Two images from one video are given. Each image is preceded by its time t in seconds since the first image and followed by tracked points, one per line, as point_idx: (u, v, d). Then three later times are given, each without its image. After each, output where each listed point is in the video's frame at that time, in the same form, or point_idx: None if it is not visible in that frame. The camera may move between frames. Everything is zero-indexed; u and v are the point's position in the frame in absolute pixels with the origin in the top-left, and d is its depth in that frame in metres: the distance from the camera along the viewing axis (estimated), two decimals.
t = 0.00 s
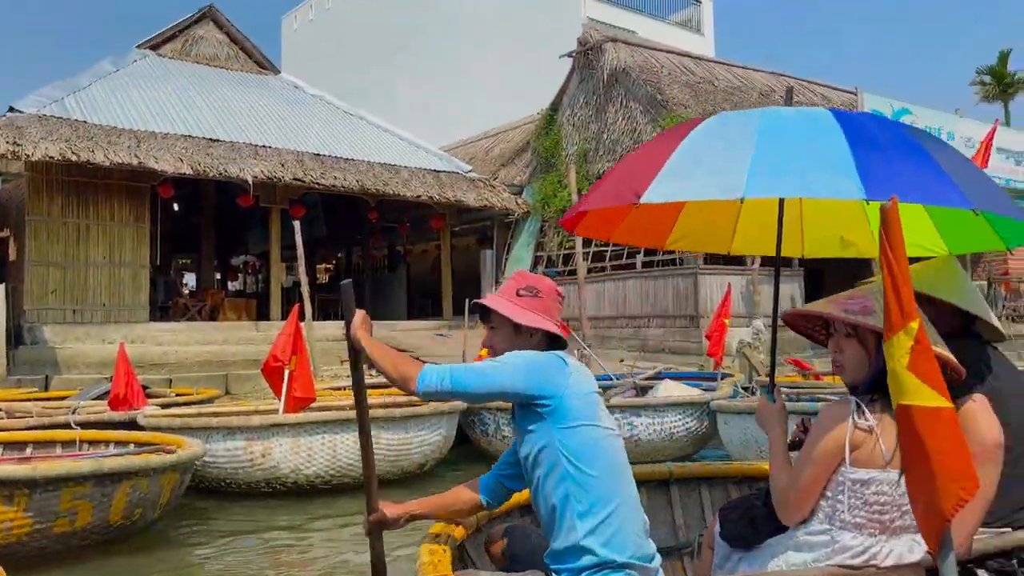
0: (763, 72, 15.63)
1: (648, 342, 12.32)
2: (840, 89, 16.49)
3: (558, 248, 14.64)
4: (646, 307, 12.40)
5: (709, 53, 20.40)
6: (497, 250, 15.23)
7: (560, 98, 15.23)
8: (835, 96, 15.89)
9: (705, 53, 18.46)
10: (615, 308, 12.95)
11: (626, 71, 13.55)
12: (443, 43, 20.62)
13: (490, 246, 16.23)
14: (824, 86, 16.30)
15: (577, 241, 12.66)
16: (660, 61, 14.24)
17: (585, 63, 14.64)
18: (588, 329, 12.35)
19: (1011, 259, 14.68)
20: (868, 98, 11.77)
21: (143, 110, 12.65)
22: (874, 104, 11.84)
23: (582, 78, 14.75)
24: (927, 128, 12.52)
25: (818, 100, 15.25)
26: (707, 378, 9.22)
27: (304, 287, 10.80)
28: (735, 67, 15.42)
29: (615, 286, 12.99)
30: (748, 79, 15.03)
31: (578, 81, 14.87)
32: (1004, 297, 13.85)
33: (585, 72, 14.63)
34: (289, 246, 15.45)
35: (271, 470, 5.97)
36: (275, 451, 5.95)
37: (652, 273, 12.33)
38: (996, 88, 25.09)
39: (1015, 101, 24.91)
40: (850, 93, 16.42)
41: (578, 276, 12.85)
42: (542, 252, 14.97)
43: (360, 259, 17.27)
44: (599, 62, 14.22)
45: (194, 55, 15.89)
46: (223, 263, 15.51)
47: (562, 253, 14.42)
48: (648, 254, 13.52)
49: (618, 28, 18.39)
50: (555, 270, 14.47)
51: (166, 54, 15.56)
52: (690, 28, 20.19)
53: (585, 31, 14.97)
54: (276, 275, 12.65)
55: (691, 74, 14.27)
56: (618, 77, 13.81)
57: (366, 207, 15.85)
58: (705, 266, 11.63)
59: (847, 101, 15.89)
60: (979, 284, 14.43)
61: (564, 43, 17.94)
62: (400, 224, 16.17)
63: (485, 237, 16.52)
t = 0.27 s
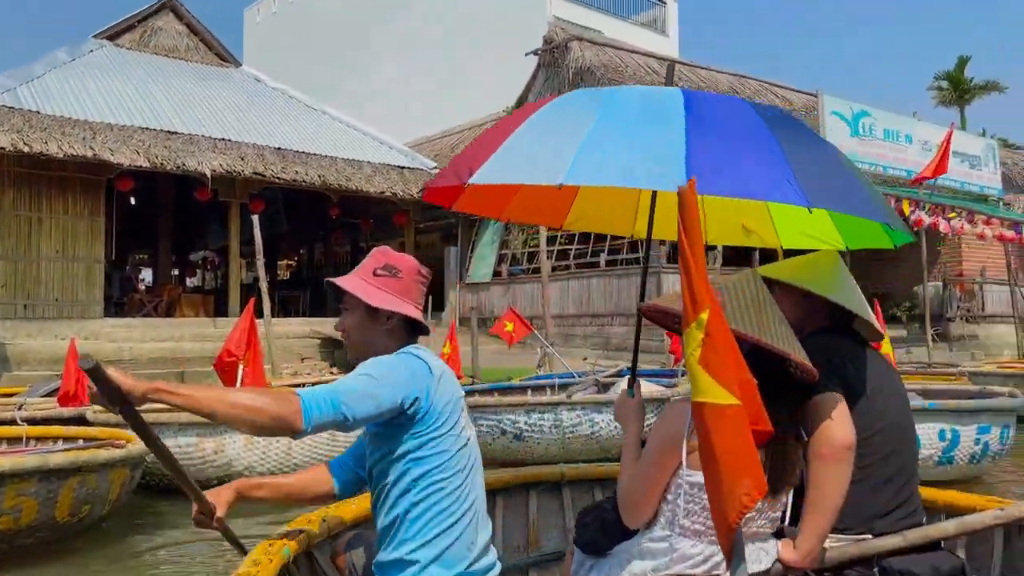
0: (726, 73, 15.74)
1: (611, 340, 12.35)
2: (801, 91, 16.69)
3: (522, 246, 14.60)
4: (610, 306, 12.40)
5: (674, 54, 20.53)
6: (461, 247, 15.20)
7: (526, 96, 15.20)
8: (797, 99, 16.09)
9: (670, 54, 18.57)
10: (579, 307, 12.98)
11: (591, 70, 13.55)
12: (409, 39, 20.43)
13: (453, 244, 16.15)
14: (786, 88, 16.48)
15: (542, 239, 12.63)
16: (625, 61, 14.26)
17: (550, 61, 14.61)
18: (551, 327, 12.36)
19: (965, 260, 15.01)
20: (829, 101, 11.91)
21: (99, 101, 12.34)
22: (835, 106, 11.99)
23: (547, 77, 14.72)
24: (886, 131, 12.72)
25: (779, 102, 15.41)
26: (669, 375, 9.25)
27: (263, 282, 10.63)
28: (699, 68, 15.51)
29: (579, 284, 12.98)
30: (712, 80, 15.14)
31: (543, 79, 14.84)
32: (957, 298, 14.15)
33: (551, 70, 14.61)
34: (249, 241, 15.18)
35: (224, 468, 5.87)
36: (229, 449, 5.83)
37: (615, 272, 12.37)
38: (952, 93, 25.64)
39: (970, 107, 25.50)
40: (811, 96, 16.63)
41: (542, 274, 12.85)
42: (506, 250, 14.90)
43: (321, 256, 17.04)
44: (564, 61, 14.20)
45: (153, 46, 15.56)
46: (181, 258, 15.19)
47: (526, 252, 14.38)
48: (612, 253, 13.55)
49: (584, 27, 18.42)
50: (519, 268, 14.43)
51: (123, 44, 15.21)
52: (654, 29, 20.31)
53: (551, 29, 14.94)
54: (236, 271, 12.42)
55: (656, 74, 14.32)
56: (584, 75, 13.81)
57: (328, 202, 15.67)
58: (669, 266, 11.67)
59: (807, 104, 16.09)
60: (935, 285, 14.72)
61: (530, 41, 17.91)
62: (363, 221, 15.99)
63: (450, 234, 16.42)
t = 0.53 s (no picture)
0: (686, 74, 15.88)
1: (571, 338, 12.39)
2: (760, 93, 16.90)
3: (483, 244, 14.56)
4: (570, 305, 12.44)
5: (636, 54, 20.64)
6: (422, 245, 15.51)
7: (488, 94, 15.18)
8: (756, 100, 16.29)
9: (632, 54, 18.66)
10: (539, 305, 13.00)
11: (552, 69, 13.56)
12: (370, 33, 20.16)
13: (414, 242, 16.07)
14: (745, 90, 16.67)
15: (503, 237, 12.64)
16: (586, 61, 14.29)
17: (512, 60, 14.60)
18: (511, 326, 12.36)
19: (918, 261, 15.34)
20: (786, 103, 12.06)
21: (49, 92, 12.06)
22: (793, 108, 12.15)
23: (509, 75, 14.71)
24: (841, 133, 12.91)
25: (738, 104, 15.59)
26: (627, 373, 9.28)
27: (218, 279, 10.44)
28: (659, 69, 15.61)
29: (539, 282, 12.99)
30: (673, 81, 15.26)
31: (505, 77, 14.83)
32: (910, 298, 14.44)
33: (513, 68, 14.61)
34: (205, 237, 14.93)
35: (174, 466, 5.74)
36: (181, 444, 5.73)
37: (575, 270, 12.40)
38: (908, 97, 26.17)
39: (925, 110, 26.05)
40: (769, 98, 16.85)
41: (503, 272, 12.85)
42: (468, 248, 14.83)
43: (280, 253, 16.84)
44: (526, 59, 14.19)
45: (108, 37, 15.26)
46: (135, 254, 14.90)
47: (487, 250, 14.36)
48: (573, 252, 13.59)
49: (546, 26, 18.44)
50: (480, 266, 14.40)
51: (76, 35, 14.90)
52: (617, 29, 20.43)
53: (513, 27, 14.92)
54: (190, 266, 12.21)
55: (617, 74, 14.38)
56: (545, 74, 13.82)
57: (286, 199, 15.49)
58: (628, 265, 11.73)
59: (766, 106, 16.30)
60: (888, 286, 15.02)
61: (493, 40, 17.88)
62: (323, 218, 15.83)
63: (411, 232, 16.34)
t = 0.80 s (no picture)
0: (648, 77, 16.02)
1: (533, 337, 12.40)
2: (720, 96, 17.12)
3: (446, 243, 14.50)
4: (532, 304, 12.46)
5: (598, 55, 20.75)
6: (384, 243, 15.55)
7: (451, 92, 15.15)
8: (716, 103, 16.49)
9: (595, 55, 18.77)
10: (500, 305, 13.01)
11: (515, 68, 13.58)
12: (330, 29, 19.94)
13: (376, 241, 15.98)
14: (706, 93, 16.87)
15: (465, 236, 12.62)
16: (549, 61, 14.32)
17: (475, 59, 14.60)
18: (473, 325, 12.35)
19: (872, 263, 15.66)
20: (745, 106, 12.23)
21: None
22: (751, 111, 12.32)
23: (472, 74, 14.71)
24: (798, 136, 13.12)
25: (699, 106, 15.78)
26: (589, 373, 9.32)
27: (174, 277, 10.24)
28: (621, 70, 15.73)
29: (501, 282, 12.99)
30: (634, 83, 15.38)
31: (467, 76, 14.82)
32: (865, 299, 14.75)
33: (475, 68, 14.60)
34: (162, 234, 14.67)
35: (126, 468, 5.61)
36: (134, 446, 5.61)
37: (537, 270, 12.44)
38: (864, 101, 26.72)
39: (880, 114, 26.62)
40: (729, 101, 17.08)
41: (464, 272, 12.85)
42: (430, 247, 14.77)
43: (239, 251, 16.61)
44: (489, 59, 14.19)
45: (62, 29, 14.93)
46: (88, 251, 14.59)
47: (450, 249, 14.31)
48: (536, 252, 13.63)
49: (509, 26, 18.47)
50: (442, 265, 14.37)
51: (28, 26, 14.55)
52: (580, 30, 20.55)
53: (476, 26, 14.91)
54: (145, 263, 11.98)
55: (579, 75, 14.45)
56: (507, 74, 13.83)
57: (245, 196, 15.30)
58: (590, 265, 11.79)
59: (726, 109, 16.52)
60: (843, 287, 15.32)
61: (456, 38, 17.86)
62: (283, 215, 15.65)
63: (373, 231, 16.24)
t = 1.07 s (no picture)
0: (612, 78, 16.15)
1: (498, 337, 12.44)
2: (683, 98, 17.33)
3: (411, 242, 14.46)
4: (497, 303, 12.50)
5: (562, 55, 20.83)
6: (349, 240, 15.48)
7: (415, 90, 15.11)
8: (678, 105, 16.66)
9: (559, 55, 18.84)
10: (465, 304, 12.98)
11: (481, 67, 13.60)
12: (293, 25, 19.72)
13: (339, 239, 15.89)
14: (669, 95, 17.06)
15: (430, 235, 12.62)
16: (514, 61, 14.36)
17: (440, 57, 14.59)
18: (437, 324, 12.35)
19: (830, 263, 15.96)
20: (707, 108, 12.38)
21: None
22: (713, 114, 12.50)
23: (437, 73, 14.69)
24: (759, 139, 13.33)
25: (662, 108, 15.94)
26: (552, 372, 9.38)
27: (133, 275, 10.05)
28: (585, 71, 15.84)
29: (467, 281, 13.00)
30: (598, 84, 15.47)
31: (432, 75, 14.80)
32: (823, 299, 15.05)
33: (440, 66, 14.59)
34: (120, 231, 14.41)
35: (85, 469, 5.54)
36: (93, 447, 5.53)
37: (503, 269, 12.44)
38: (822, 104, 27.20)
39: (838, 117, 27.14)
40: (691, 103, 17.29)
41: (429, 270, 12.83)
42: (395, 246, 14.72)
43: (199, 249, 16.39)
44: (454, 57, 14.19)
45: (16, 21, 14.58)
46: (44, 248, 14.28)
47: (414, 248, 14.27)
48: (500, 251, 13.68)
49: (474, 25, 18.47)
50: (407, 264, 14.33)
51: None
52: (545, 31, 20.63)
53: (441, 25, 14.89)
54: (103, 261, 11.77)
55: (544, 75, 14.51)
56: (473, 73, 13.84)
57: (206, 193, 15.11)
58: (555, 264, 11.87)
59: (689, 110, 16.72)
60: (802, 287, 15.59)
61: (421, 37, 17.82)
62: (245, 213, 15.48)
63: (336, 229, 16.15)
